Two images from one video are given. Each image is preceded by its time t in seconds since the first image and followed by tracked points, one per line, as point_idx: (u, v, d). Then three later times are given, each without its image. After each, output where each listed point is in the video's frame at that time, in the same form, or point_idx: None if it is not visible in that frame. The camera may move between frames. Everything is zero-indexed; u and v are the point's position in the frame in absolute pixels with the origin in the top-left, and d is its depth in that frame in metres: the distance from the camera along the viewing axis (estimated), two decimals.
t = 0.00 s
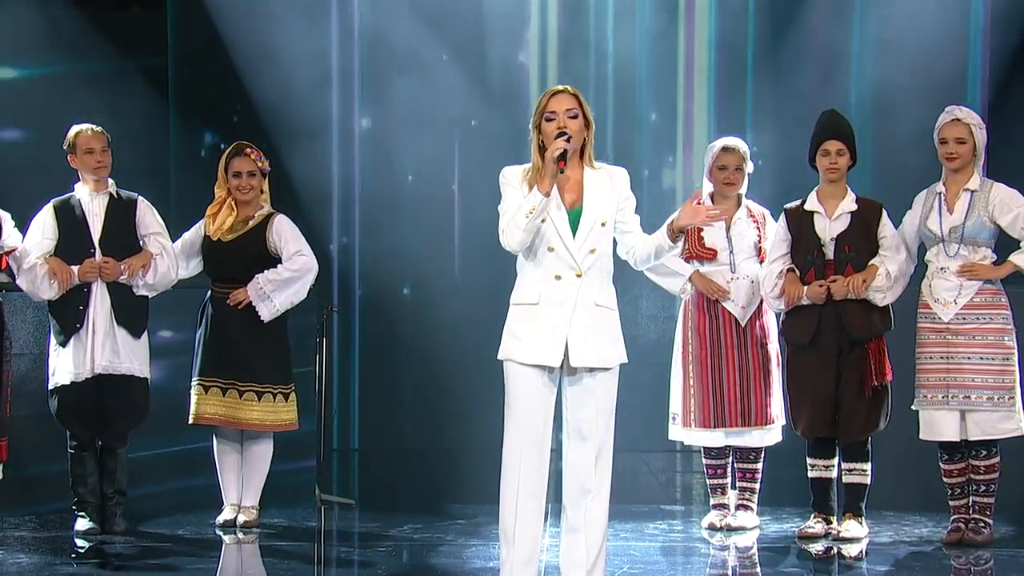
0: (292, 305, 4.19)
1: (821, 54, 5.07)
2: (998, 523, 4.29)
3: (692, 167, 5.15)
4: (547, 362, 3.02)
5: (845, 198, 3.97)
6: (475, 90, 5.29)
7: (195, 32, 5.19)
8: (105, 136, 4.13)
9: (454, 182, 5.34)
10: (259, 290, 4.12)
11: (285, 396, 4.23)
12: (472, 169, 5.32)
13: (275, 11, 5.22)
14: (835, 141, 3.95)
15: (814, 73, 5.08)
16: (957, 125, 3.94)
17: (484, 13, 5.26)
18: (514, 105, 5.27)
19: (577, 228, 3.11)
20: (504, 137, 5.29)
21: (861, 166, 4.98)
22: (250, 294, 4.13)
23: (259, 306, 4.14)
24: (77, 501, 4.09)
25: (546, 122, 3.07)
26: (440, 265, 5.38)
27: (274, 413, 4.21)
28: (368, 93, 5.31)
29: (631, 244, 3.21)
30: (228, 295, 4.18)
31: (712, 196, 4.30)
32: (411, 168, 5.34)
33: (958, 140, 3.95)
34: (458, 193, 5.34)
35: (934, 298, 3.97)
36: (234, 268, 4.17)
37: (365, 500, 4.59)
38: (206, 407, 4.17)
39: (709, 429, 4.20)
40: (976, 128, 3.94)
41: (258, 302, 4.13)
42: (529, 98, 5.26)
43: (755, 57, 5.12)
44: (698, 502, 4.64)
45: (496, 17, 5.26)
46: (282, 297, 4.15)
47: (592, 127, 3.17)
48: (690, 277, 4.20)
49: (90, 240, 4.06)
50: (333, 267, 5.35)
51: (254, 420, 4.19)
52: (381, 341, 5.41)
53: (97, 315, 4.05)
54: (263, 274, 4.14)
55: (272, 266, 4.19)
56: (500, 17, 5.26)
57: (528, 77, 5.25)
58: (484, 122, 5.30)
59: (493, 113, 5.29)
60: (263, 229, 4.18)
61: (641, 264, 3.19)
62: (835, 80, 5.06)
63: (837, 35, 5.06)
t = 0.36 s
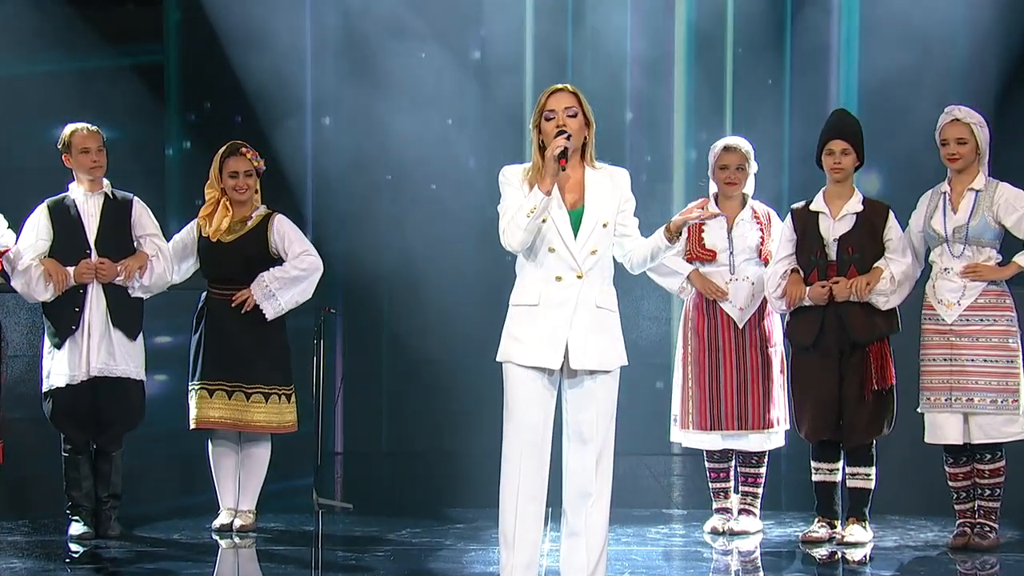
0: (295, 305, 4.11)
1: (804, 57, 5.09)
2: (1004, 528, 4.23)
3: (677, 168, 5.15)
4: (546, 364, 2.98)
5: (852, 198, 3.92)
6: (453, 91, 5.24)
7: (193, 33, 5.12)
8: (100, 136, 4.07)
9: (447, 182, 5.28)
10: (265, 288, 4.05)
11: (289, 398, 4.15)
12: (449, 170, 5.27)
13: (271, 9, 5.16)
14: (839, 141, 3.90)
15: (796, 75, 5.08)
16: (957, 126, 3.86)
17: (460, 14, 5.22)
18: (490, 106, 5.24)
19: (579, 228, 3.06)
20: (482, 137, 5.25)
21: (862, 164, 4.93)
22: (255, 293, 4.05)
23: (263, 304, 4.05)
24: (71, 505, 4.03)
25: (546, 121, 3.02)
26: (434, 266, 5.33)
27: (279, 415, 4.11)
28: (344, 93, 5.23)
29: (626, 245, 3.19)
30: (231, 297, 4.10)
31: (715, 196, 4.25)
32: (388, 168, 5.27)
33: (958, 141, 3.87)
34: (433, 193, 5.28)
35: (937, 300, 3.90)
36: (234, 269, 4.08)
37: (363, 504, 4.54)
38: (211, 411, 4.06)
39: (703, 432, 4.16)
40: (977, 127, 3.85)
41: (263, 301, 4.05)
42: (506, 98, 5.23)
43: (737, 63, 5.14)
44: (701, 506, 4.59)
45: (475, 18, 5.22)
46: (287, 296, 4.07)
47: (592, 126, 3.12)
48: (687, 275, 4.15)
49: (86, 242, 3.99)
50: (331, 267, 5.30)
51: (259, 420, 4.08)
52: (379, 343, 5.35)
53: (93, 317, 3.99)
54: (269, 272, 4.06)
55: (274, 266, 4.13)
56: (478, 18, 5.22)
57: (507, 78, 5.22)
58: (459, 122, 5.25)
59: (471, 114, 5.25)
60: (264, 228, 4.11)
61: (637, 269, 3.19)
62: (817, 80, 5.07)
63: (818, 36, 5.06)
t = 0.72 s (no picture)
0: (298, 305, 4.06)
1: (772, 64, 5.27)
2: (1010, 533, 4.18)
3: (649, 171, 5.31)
4: (546, 367, 2.93)
5: (858, 198, 3.85)
6: (430, 91, 5.30)
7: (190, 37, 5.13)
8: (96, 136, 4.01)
9: (443, 184, 5.32)
10: (268, 287, 3.99)
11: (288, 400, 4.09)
12: (427, 170, 5.31)
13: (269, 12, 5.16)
14: (843, 140, 3.85)
15: (773, 82, 5.26)
16: (958, 125, 3.80)
17: (435, 17, 5.30)
18: (466, 106, 5.31)
19: (579, 229, 3.01)
20: (459, 138, 5.31)
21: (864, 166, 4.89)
22: (259, 292, 3.99)
23: (267, 303, 4.00)
24: (65, 510, 3.97)
25: (545, 121, 2.97)
26: (432, 267, 5.32)
27: (281, 419, 4.06)
28: (329, 94, 5.25)
29: (624, 248, 3.12)
30: (233, 300, 4.04)
31: (722, 197, 4.20)
32: (367, 167, 5.28)
33: (959, 140, 3.81)
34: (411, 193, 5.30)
35: (935, 301, 3.82)
36: (233, 272, 4.01)
37: (362, 509, 4.48)
38: (215, 415, 4.00)
39: (698, 434, 4.12)
40: (980, 126, 3.79)
41: (267, 300, 3.99)
42: (482, 99, 5.31)
43: (709, 66, 5.30)
44: (703, 511, 4.53)
45: (451, 21, 5.31)
46: (291, 294, 4.02)
47: (592, 125, 3.06)
48: (681, 274, 4.13)
49: (81, 243, 3.93)
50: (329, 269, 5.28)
51: (261, 424, 4.03)
52: (377, 345, 5.30)
53: (89, 320, 3.94)
54: (273, 271, 4.01)
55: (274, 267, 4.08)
56: (453, 21, 5.31)
57: (484, 80, 5.30)
58: (434, 122, 5.30)
59: (447, 114, 5.31)
60: (262, 229, 4.06)
61: (637, 271, 3.13)
62: (793, 83, 5.25)
63: (789, 43, 5.26)
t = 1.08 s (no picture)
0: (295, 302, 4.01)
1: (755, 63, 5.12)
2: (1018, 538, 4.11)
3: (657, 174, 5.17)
4: (545, 371, 2.87)
5: (863, 200, 3.80)
6: (405, 90, 5.23)
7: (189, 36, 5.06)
8: (90, 136, 3.97)
9: (434, 183, 5.25)
10: (266, 281, 3.94)
11: (282, 403, 4.03)
12: (406, 171, 5.25)
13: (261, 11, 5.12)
14: (848, 140, 3.79)
15: (760, 79, 5.11)
16: (967, 124, 3.74)
17: (408, 15, 5.22)
18: (443, 105, 5.24)
19: (578, 232, 2.95)
20: (437, 137, 5.25)
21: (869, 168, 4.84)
22: (256, 285, 3.94)
23: (263, 296, 3.94)
24: (59, 516, 3.92)
25: (545, 121, 2.92)
26: (430, 268, 5.27)
27: (277, 423, 4.00)
28: (314, 97, 5.19)
29: (625, 251, 3.06)
30: (229, 303, 3.99)
31: (726, 199, 4.15)
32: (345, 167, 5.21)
33: (968, 139, 3.75)
34: (391, 194, 5.25)
35: (935, 304, 3.76)
36: (227, 274, 3.96)
37: (359, 514, 4.42)
38: (214, 419, 3.94)
39: (700, 437, 4.06)
40: (988, 126, 3.73)
41: (263, 293, 3.94)
42: (458, 97, 5.24)
43: (689, 66, 5.14)
44: (706, 517, 4.47)
45: (425, 19, 5.23)
46: (287, 290, 3.97)
47: (593, 127, 3.01)
48: (677, 276, 4.08)
49: (74, 245, 3.88)
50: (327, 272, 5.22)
51: (260, 428, 3.97)
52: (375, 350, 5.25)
53: (82, 324, 3.88)
54: (273, 265, 3.97)
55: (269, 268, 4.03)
56: (428, 19, 5.23)
57: (460, 79, 5.23)
58: (409, 120, 5.24)
59: (424, 113, 5.24)
60: (257, 231, 4.01)
61: (637, 274, 3.08)
62: (782, 83, 5.11)
63: (772, 41, 5.11)
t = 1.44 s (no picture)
0: (297, 305, 3.97)
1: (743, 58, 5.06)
2: None
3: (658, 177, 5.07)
4: (545, 375, 2.82)
5: (866, 203, 3.75)
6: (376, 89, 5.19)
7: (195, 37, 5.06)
8: (84, 137, 3.91)
9: (431, 185, 5.21)
10: (265, 290, 3.90)
11: (277, 407, 3.98)
12: (385, 172, 5.20)
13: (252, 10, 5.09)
14: (850, 143, 3.74)
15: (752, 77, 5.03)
16: (977, 125, 3.69)
17: (379, 15, 5.18)
18: (423, 103, 5.20)
19: (579, 235, 2.90)
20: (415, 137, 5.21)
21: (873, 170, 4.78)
22: (256, 296, 3.90)
23: (263, 305, 3.91)
24: (53, 522, 3.87)
25: (546, 122, 2.87)
26: (422, 270, 5.22)
27: (272, 427, 3.95)
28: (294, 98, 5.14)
29: (625, 254, 3.00)
30: (225, 306, 3.94)
31: (727, 201, 4.09)
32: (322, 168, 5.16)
33: (978, 140, 3.69)
34: (367, 196, 5.19)
35: (944, 307, 3.72)
36: (223, 277, 3.91)
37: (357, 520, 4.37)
38: (206, 424, 3.89)
39: (699, 442, 3.99)
40: (999, 127, 3.68)
41: (263, 302, 3.90)
42: (430, 96, 5.19)
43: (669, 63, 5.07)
44: (708, 523, 4.41)
45: (399, 18, 5.18)
46: (287, 297, 3.92)
47: (593, 128, 2.96)
48: (677, 278, 4.03)
49: (68, 248, 3.83)
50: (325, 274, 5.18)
51: (254, 433, 3.92)
52: (369, 353, 5.22)
53: (75, 327, 3.83)
54: (268, 273, 3.91)
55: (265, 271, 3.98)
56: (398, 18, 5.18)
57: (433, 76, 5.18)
58: (383, 121, 5.21)
59: (399, 113, 5.20)
60: (249, 234, 3.96)
61: (637, 277, 3.01)
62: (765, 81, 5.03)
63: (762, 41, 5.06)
